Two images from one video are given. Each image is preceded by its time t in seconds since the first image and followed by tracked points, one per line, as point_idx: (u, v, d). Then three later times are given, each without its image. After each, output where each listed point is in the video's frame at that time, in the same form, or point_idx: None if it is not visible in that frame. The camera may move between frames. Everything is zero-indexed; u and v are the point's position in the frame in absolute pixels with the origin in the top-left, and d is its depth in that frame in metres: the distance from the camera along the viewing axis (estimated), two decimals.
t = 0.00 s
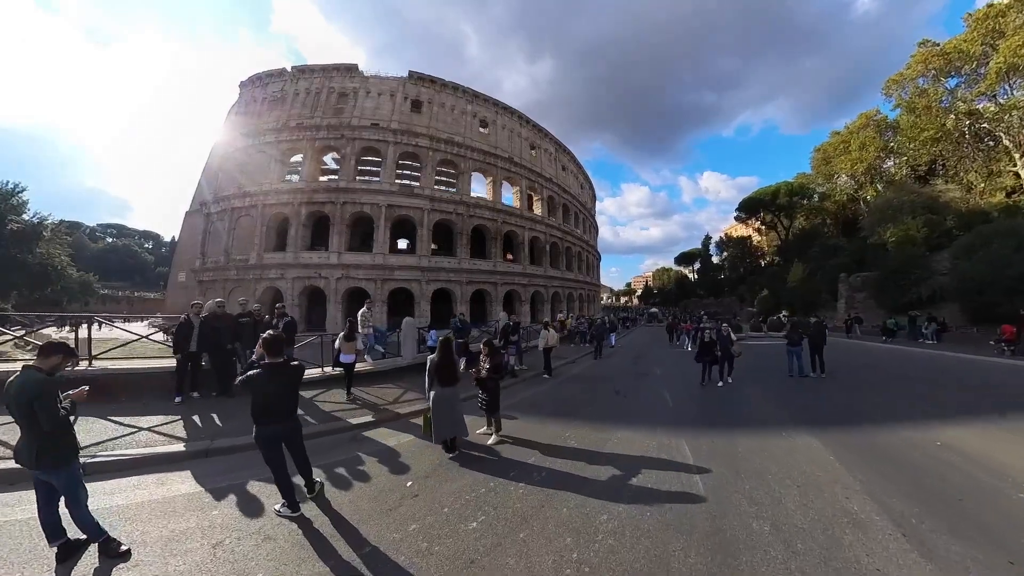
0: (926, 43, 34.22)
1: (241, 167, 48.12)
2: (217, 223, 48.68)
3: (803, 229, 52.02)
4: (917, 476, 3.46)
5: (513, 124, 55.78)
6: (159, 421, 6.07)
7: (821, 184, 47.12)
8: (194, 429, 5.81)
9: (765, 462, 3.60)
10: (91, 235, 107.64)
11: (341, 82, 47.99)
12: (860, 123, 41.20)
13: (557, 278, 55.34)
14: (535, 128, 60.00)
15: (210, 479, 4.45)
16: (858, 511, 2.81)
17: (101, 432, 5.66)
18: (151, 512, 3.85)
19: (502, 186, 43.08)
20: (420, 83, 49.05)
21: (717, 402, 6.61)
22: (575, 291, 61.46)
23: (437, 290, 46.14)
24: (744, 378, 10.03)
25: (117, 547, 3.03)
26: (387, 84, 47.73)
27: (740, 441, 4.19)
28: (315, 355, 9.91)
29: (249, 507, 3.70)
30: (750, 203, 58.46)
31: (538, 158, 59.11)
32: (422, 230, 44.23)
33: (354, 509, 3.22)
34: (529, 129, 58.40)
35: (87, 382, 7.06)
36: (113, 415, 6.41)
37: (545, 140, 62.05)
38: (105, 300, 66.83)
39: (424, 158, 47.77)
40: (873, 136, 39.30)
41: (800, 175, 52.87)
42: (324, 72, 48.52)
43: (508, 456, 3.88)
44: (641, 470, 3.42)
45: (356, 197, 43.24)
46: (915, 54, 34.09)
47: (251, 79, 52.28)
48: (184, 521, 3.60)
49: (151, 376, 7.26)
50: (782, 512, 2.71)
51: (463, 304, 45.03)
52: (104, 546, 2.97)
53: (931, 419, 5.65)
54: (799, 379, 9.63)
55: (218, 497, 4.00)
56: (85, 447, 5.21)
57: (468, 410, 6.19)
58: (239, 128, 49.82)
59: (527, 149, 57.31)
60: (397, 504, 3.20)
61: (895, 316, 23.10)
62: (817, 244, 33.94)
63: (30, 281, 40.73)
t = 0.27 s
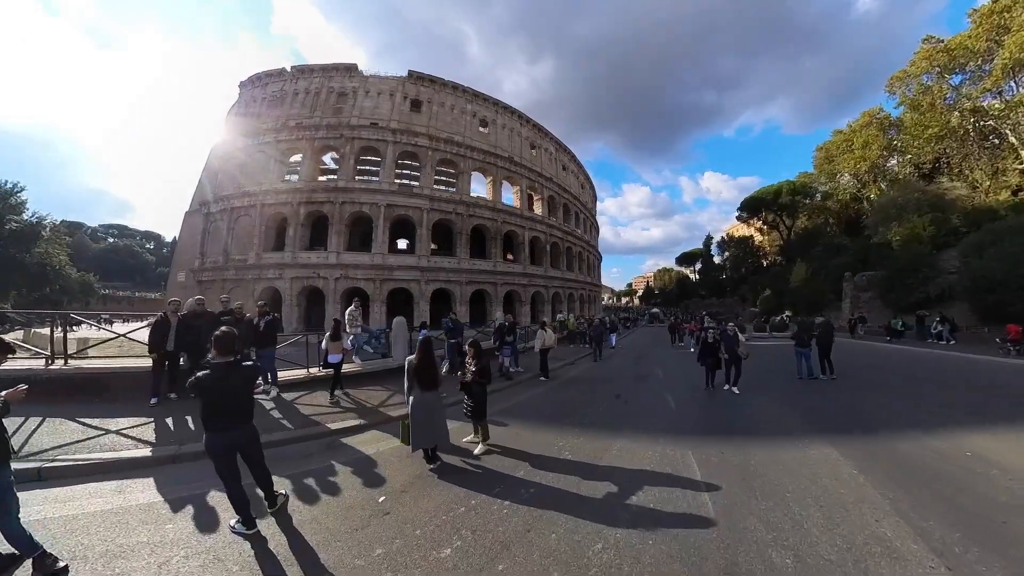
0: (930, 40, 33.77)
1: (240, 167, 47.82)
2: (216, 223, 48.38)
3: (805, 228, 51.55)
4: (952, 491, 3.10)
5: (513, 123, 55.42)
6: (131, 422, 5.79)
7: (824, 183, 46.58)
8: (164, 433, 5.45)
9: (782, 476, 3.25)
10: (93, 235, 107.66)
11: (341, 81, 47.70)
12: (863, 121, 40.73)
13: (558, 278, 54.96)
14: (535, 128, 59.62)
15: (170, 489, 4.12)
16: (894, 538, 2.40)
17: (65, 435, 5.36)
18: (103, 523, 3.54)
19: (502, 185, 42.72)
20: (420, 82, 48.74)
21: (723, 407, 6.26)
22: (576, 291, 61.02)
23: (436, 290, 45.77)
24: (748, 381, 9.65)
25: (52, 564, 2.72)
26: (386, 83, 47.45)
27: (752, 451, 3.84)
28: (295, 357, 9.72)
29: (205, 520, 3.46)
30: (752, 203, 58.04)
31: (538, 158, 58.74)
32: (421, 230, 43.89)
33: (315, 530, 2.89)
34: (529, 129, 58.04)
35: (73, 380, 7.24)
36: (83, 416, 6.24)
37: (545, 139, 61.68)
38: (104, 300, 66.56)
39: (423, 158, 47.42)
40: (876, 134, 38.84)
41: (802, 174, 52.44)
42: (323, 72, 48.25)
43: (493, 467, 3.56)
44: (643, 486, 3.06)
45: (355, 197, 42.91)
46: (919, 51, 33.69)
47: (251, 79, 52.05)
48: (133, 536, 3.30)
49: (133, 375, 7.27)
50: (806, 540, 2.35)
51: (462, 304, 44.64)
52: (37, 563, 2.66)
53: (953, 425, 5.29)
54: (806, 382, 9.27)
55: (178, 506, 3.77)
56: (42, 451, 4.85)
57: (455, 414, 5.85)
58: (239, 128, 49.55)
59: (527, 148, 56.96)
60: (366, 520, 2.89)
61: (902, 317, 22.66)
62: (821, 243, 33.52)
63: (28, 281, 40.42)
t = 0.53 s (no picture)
0: (934, 37, 33.35)
1: (239, 167, 47.59)
2: (216, 223, 48.13)
3: (807, 228, 51.11)
4: (995, 517, 2.74)
5: (513, 123, 55.09)
6: (100, 427, 5.50)
7: (827, 182, 46.11)
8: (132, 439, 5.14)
9: (802, 499, 2.90)
10: (94, 235, 107.54)
11: (340, 81, 47.44)
12: (866, 120, 40.27)
13: (559, 278, 54.60)
14: (535, 127, 59.22)
15: (127, 502, 3.83)
16: None
17: (27, 441, 5.04)
18: (47, 542, 3.22)
19: (502, 185, 42.35)
20: (419, 82, 48.46)
21: (729, 415, 5.91)
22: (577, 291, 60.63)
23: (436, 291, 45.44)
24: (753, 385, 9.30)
25: None
26: (386, 83, 47.19)
27: (765, 467, 3.50)
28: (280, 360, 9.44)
29: (157, 540, 3.18)
30: (754, 203, 57.62)
31: (539, 157, 58.38)
32: (421, 230, 43.57)
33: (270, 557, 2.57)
34: (529, 128, 57.67)
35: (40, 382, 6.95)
36: (51, 420, 5.94)
37: (545, 139, 61.31)
38: (103, 300, 66.28)
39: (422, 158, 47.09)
40: (879, 133, 38.41)
41: (804, 174, 52.00)
42: (323, 72, 48.00)
43: (476, 485, 3.25)
44: (644, 510, 2.73)
45: (354, 197, 42.61)
46: (922, 48, 33.29)
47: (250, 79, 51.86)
48: (76, 558, 2.98)
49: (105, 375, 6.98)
50: None
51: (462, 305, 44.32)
52: None
53: (976, 435, 4.95)
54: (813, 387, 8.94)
55: (132, 521, 3.51)
56: None
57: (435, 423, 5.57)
58: (238, 128, 49.33)
59: (527, 148, 56.61)
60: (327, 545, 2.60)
61: (909, 317, 22.26)
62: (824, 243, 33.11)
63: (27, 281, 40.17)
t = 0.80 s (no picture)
0: (938, 33, 32.87)
1: (238, 167, 47.36)
2: (215, 223, 47.90)
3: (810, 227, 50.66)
4: None
5: (513, 122, 54.75)
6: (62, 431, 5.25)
7: (829, 181, 45.57)
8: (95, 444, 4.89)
9: (828, 527, 2.56)
10: (96, 236, 107.42)
11: (339, 81, 47.15)
12: (868, 118, 39.79)
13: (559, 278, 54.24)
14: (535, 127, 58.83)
15: (78, 513, 3.58)
16: None
17: None
18: None
19: (502, 185, 41.99)
20: (419, 81, 48.13)
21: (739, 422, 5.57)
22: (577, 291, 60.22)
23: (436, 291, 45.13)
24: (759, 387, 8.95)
25: None
26: (385, 83, 46.89)
27: (783, 486, 3.18)
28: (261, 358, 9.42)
29: (102, 552, 2.96)
30: (756, 202, 57.19)
31: (539, 157, 58.00)
32: (420, 230, 43.26)
33: None
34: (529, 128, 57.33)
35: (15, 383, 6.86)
36: (16, 422, 5.68)
37: (545, 139, 60.92)
38: (103, 300, 66.08)
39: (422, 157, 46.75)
40: (881, 131, 37.94)
41: (807, 172, 51.53)
42: (322, 72, 47.70)
43: (455, 501, 2.97)
44: (644, 536, 2.43)
45: (353, 197, 42.31)
46: (927, 45, 32.85)
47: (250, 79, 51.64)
48: None
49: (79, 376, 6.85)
50: None
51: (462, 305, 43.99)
52: None
53: (1001, 445, 4.63)
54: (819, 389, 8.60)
55: (81, 531, 3.30)
56: None
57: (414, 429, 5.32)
58: (237, 128, 49.09)
59: (527, 148, 56.27)
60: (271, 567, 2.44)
61: (916, 317, 21.87)
62: (828, 242, 32.70)
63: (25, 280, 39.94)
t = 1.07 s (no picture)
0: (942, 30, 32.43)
1: (237, 167, 47.10)
2: (214, 222, 47.62)
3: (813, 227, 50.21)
4: None
5: (513, 122, 54.43)
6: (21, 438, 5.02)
7: (831, 180, 45.12)
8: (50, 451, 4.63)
9: (859, 565, 2.24)
10: (96, 236, 107.21)
11: (338, 80, 46.87)
12: (871, 116, 39.37)
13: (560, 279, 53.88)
14: (536, 127, 58.48)
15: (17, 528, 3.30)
16: None
17: None
18: None
19: (502, 184, 41.65)
20: (418, 80, 47.81)
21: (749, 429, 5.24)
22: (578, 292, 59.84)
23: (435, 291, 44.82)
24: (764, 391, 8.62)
25: None
26: (384, 82, 46.58)
27: (803, 509, 2.86)
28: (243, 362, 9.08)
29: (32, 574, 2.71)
30: (759, 202, 56.75)
31: (539, 157, 57.65)
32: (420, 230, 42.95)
33: None
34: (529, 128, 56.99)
35: None
36: None
37: (546, 138, 60.54)
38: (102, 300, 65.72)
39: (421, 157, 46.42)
40: (884, 130, 37.54)
41: (809, 171, 51.06)
42: (321, 72, 47.41)
43: (428, 527, 2.70)
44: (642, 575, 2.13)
45: (352, 197, 42.00)
46: (931, 41, 32.42)
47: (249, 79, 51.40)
48: None
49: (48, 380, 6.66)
50: None
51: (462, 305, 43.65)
52: None
53: None
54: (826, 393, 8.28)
55: (18, 549, 3.02)
56: None
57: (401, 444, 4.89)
58: (236, 128, 48.85)
59: (528, 147, 55.94)
60: None
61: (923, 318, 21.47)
62: (832, 241, 32.27)
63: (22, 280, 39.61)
